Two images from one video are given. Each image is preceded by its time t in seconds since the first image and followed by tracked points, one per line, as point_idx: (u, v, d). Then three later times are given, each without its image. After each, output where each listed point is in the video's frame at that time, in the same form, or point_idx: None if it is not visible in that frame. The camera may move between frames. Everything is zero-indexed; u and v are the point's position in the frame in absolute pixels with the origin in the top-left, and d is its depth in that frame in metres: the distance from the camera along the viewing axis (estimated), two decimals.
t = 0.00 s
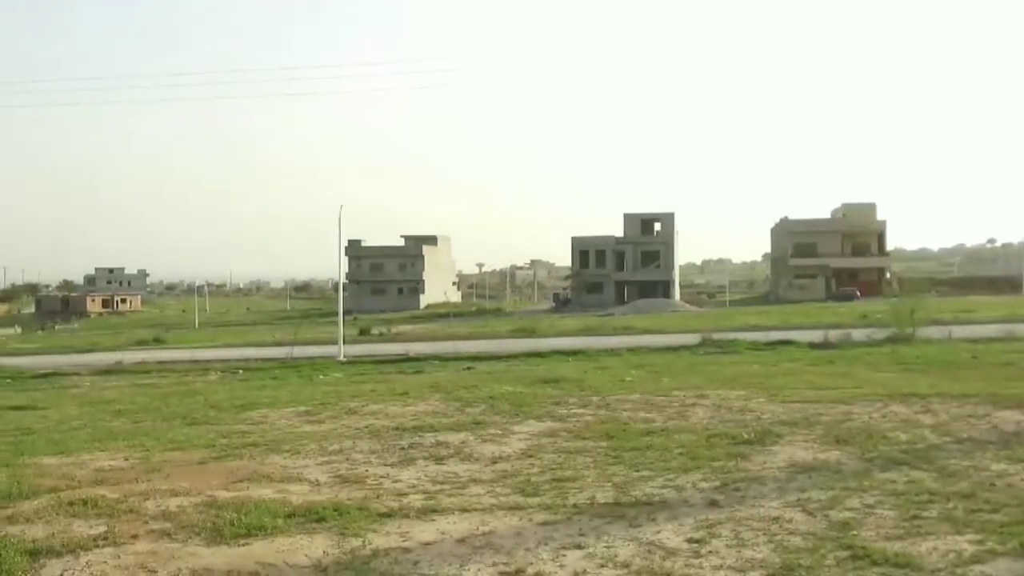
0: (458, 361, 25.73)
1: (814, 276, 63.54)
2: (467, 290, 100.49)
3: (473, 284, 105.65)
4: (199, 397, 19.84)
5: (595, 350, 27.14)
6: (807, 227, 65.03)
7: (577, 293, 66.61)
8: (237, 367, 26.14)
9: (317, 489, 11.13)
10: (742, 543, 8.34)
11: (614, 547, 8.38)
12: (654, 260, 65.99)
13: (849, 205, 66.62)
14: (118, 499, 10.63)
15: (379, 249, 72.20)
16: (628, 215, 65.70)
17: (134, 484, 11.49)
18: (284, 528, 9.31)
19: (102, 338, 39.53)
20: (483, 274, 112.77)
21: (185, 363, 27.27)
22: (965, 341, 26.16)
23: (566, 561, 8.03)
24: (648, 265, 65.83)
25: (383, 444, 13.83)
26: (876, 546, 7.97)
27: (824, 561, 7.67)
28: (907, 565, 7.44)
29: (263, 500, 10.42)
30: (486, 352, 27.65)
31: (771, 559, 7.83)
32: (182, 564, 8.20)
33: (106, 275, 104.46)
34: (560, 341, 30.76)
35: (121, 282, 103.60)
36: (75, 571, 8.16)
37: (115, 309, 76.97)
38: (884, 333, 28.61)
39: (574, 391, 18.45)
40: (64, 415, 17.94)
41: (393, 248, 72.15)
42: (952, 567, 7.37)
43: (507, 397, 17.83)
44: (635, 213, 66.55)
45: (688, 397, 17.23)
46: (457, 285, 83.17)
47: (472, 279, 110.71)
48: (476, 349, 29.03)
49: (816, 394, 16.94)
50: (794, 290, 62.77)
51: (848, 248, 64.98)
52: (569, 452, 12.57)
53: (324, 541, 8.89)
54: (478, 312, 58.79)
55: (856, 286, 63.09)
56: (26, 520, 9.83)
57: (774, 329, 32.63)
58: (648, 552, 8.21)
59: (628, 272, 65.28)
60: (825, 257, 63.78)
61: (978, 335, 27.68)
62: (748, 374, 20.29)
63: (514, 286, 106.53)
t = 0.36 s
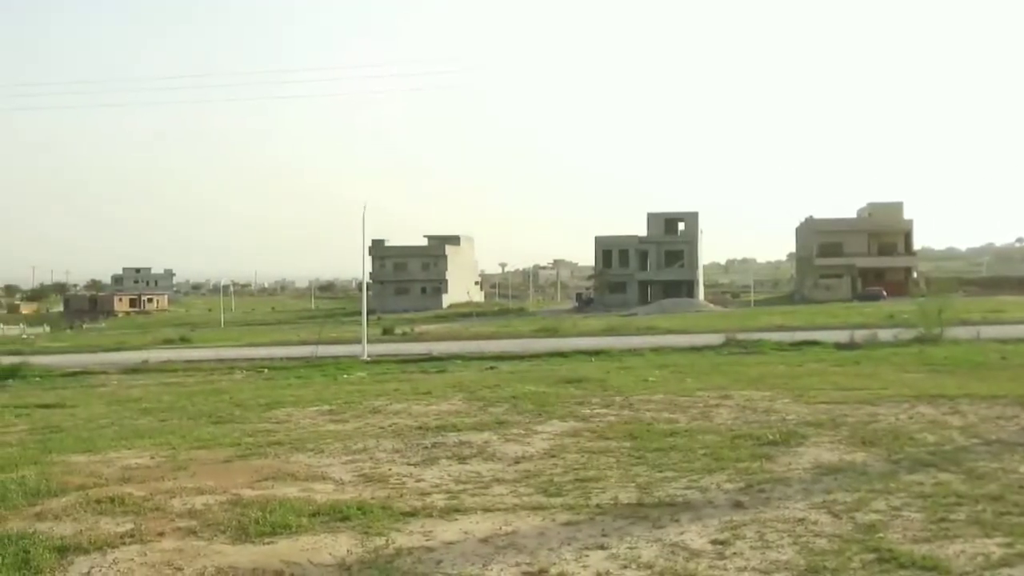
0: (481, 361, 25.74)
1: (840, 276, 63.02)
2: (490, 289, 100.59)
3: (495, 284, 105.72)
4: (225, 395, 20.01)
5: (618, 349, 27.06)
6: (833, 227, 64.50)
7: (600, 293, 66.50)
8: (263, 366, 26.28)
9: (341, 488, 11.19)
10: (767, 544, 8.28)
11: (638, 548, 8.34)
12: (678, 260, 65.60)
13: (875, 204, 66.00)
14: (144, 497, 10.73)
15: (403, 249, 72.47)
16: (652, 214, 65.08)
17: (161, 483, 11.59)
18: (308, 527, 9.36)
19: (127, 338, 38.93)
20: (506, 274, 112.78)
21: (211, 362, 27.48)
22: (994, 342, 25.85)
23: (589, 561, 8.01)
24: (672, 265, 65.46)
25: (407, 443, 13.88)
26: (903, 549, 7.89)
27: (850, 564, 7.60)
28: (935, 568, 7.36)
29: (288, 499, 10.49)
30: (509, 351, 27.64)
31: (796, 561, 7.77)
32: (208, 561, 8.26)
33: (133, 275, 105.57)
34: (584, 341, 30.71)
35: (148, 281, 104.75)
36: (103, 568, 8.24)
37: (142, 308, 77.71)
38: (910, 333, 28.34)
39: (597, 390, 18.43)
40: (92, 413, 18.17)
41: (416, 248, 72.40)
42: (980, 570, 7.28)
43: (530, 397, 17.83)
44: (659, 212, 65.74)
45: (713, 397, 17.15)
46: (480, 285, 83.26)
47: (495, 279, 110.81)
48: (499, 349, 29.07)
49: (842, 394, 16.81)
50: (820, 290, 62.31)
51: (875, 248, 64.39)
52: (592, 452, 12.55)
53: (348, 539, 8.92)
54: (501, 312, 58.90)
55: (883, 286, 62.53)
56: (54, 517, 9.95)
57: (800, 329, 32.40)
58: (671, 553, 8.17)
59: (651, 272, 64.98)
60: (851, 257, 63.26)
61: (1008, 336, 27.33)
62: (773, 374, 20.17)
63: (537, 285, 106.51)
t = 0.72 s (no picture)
0: (504, 361, 25.68)
1: (867, 276, 62.30)
2: (514, 289, 100.55)
3: (519, 284, 105.67)
4: (250, 394, 20.14)
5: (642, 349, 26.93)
6: (859, 226, 63.92)
7: (624, 292, 66.29)
8: (288, 365, 26.41)
9: (366, 487, 11.23)
10: (792, 545, 8.22)
11: (662, 548, 8.30)
12: (702, 259, 65.26)
13: (902, 203, 65.31)
14: (171, 494, 10.83)
15: (426, 248, 72.65)
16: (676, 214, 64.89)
17: (188, 480, 11.70)
18: (332, 524, 9.40)
19: (153, 339, 38.14)
20: (530, 274, 112.68)
21: (237, 361, 27.65)
22: None
23: (613, 561, 7.98)
24: (697, 264, 65.14)
25: (430, 442, 13.91)
26: (931, 550, 7.79)
27: (877, 565, 7.53)
28: (963, 571, 7.27)
29: (312, 497, 10.53)
30: (532, 351, 27.60)
31: (822, 562, 7.70)
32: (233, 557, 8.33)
33: (160, 275, 106.50)
34: (607, 340, 30.60)
35: (175, 281, 105.64)
36: (130, 564, 8.32)
37: (169, 307, 78.40)
38: (939, 333, 28.02)
39: (621, 390, 18.38)
40: (120, 411, 18.36)
41: (439, 247, 72.55)
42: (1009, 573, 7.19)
43: (553, 396, 17.81)
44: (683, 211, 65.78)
45: (737, 397, 17.04)
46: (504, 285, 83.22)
47: (519, 279, 110.72)
48: (522, 348, 29.03)
49: (868, 395, 16.64)
50: (846, 290, 61.75)
51: (902, 247, 63.75)
52: (616, 452, 12.51)
53: (372, 537, 8.95)
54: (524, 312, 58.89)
55: (910, 286, 61.89)
56: (83, 514, 10.06)
57: (827, 329, 32.07)
58: (696, 554, 8.13)
59: (675, 271, 64.70)
60: (878, 256, 62.66)
61: None
62: (798, 375, 20.01)
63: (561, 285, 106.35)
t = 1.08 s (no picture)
0: (524, 360, 25.66)
1: (889, 276, 61.76)
2: (534, 289, 100.52)
3: (538, 284, 105.59)
4: (272, 393, 20.25)
5: (662, 349, 26.84)
6: (882, 225, 63.43)
7: (644, 292, 66.07)
8: (309, 364, 26.49)
9: (387, 486, 11.26)
10: (815, 547, 8.17)
11: (684, 550, 8.27)
12: (723, 259, 64.97)
13: (926, 202, 64.74)
14: (194, 492, 10.91)
15: (446, 248, 72.78)
16: (697, 214, 64.71)
17: (211, 478, 11.77)
18: (353, 524, 9.43)
19: (177, 338, 38.11)
20: (550, 275, 112.65)
21: (258, 360, 27.81)
22: None
23: (634, 562, 7.96)
24: (718, 264, 64.83)
25: (451, 442, 13.93)
26: (955, 553, 7.72)
27: (901, 568, 7.46)
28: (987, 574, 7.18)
29: (334, 496, 10.58)
30: (552, 351, 27.57)
31: (845, 564, 7.65)
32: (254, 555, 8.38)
33: (182, 275, 107.31)
34: (628, 340, 30.53)
35: (198, 281, 106.46)
36: (153, 562, 8.39)
37: (191, 306, 78.91)
38: (963, 334, 27.75)
39: (642, 390, 18.33)
40: (144, 410, 18.51)
41: (459, 246, 72.64)
42: None
43: (574, 396, 17.78)
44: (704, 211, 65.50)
45: (759, 398, 16.94)
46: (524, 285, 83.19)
47: (539, 279, 110.67)
48: (541, 348, 29.01)
49: (891, 396, 16.50)
50: (869, 290, 61.25)
51: (926, 247, 63.21)
52: (637, 453, 12.48)
53: (393, 537, 8.97)
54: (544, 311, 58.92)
55: (934, 286, 61.37)
56: (108, 512, 10.15)
57: (850, 329, 31.85)
58: (717, 555, 8.09)
59: (696, 271, 64.44)
60: (901, 256, 62.16)
61: None
62: (821, 375, 19.89)
63: (581, 285, 106.20)
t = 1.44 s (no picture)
0: (547, 360, 25.65)
1: (916, 275, 61.22)
2: (556, 288, 100.49)
3: (561, 284, 105.51)
4: (296, 392, 20.36)
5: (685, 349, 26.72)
6: (909, 225, 62.88)
7: (667, 292, 65.83)
8: (333, 364, 26.56)
9: (410, 485, 11.30)
10: (841, 549, 8.10)
11: (708, 550, 8.23)
12: (747, 258, 64.62)
13: (954, 201, 64.11)
14: (220, 490, 11.00)
15: (468, 248, 72.91)
16: (721, 213, 64.46)
17: (237, 477, 11.85)
18: (377, 522, 9.47)
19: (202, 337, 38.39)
20: (573, 275, 112.47)
21: (282, 359, 27.98)
22: None
23: (658, 563, 7.93)
24: (742, 263, 64.49)
25: (474, 441, 13.94)
26: (984, 555, 7.63)
27: (928, 571, 7.39)
28: None
29: (358, 495, 10.63)
30: (574, 351, 27.53)
31: (871, 566, 7.59)
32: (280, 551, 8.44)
33: (208, 275, 108.14)
34: (650, 340, 30.42)
35: (223, 280, 107.23)
36: (179, 559, 8.46)
37: (216, 306, 79.44)
38: (991, 334, 27.44)
39: (666, 390, 18.26)
40: (170, 408, 18.68)
41: (482, 246, 72.76)
42: None
43: (598, 396, 17.75)
44: (728, 210, 65.32)
45: (784, 398, 16.83)
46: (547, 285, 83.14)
47: (561, 278, 110.53)
48: (564, 347, 28.97)
49: (918, 396, 16.34)
50: (895, 289, 60.65)
51: (953, 246, 62.61)
52: (661, 453, 12.43)
53: (417, 536, 9.00)
54: (567, 311, 58.95)
55: (961, 285, 60.77)
56: (135, 510, 10.25)
57: (876, 329, 31.65)
58: (742, 556, 8.05)
59: (720, 270, 64.17)
60: (928, 255, 61.59)
61: None
62: (846, 376, 19.74)
63: (604, 284, 106.02)
